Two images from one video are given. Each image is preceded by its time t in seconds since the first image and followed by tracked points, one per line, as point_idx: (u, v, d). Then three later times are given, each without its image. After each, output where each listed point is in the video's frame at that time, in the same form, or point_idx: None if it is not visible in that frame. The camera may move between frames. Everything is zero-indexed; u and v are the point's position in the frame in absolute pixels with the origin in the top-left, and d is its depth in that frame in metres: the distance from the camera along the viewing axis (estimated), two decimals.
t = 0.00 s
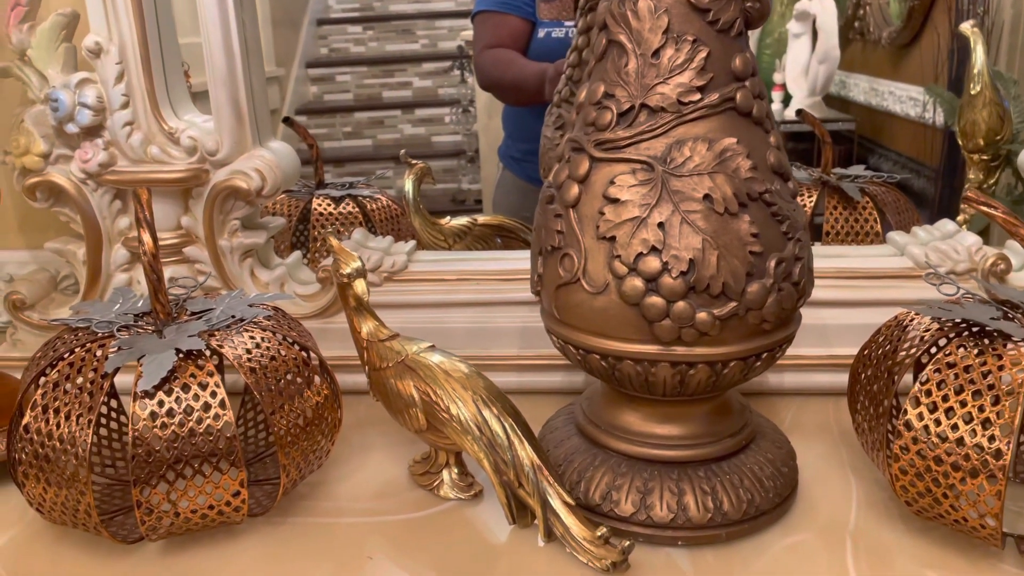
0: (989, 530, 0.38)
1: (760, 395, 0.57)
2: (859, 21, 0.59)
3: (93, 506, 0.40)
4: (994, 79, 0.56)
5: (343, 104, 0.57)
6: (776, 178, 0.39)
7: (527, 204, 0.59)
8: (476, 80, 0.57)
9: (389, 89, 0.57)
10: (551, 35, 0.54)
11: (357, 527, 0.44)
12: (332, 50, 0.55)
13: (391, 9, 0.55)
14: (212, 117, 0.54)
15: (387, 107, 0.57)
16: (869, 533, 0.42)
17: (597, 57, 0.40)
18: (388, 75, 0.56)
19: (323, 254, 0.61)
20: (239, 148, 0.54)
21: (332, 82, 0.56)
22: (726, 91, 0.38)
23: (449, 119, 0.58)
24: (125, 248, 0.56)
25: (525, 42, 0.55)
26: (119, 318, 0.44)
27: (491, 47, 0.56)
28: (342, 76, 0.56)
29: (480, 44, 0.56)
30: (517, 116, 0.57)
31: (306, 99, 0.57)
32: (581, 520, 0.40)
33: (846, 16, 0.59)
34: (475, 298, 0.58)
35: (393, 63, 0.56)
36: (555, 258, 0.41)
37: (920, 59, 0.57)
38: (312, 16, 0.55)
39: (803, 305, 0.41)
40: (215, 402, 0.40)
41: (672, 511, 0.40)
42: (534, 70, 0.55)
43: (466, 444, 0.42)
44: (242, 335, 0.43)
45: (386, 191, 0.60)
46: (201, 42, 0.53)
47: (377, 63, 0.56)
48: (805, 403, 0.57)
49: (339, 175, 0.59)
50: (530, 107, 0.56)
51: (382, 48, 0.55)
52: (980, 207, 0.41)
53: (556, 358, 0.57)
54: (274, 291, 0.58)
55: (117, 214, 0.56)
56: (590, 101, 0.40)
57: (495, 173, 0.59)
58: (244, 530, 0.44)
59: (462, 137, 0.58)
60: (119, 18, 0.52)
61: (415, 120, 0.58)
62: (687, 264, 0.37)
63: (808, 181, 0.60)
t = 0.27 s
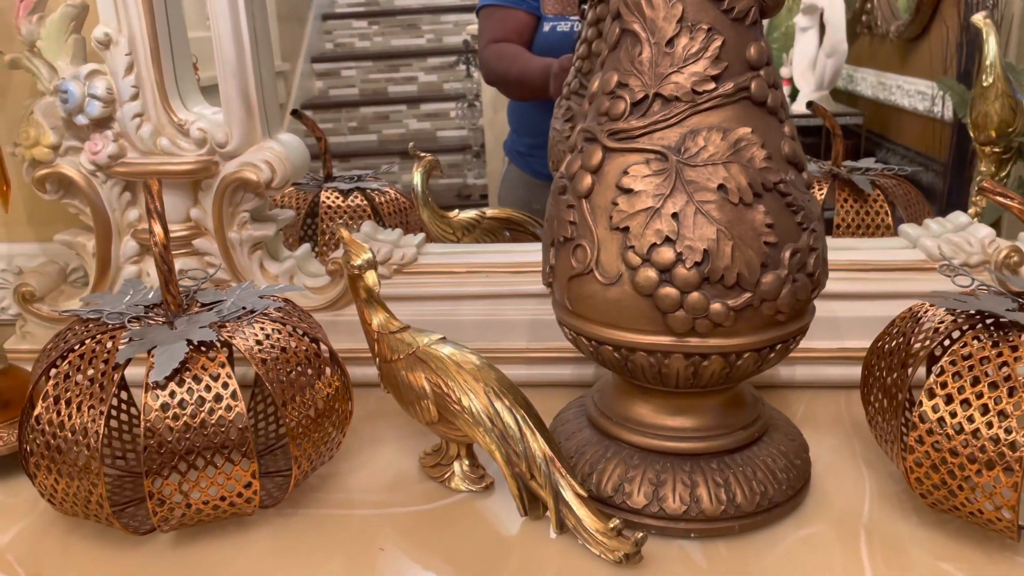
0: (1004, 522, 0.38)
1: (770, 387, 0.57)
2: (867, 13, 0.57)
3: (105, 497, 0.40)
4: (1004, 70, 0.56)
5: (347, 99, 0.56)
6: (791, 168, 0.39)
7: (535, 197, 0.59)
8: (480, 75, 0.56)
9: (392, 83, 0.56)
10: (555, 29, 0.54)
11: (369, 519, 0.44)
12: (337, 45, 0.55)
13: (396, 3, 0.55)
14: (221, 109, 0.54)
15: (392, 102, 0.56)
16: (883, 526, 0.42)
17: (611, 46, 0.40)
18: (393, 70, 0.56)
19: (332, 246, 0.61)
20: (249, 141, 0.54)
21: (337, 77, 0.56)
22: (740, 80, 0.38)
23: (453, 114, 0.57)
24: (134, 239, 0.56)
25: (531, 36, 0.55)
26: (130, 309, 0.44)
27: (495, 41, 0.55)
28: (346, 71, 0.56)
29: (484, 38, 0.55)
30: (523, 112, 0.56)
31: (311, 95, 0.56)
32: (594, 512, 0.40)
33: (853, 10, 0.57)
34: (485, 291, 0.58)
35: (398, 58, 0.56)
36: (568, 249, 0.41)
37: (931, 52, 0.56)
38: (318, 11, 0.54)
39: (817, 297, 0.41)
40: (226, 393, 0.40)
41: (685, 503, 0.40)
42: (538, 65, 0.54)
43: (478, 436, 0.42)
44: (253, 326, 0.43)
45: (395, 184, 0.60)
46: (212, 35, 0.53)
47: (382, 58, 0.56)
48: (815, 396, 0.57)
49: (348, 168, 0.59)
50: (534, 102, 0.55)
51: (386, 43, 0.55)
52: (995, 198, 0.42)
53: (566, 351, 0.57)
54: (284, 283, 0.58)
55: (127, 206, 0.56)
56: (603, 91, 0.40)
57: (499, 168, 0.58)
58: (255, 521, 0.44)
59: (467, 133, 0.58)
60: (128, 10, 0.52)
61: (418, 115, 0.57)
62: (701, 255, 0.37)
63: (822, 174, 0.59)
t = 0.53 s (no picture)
0: (1015, 515, 0.38)
1: (779, 381, 0.57)
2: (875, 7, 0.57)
3: (114, 488, 0.40)
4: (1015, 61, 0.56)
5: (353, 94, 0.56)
6: (801, 160, 0.39)
7: (542, 191, 0.59)
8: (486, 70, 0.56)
9: (399, 79, 0.56)
10: (561, 24, 0.54)
11: (376, 511, 0.44)
12: (342, 40, 0.55)
13: None
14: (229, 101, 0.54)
15: (397, 97, 0.56)
16: (893, 519, 0.42)
17: (620, 37, 0.40)
18: (399, 66, 0.56)
19: (339, 239, 0.61)
20: (256, 134, 0.54)
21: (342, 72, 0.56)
22: (750, 71, 0.38)
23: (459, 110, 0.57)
24: (143, 233, 0.56)
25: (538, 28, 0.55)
26: (139, 301, 0.44)
27: (502, 35, 0.55)
28: (351, 67, 0.55)
29: (490, 33, 0.55)
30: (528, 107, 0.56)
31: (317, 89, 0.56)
32: (602, 504, 0.40)
33: (860, 4, 0.57)
34: (492, 285, 0.58)
35: (403, 53, 0.56)
36: (576, 240, 0.41)
37: (938, 47, 0.56)
38: (323, 5, 0.54)
39: (827, 289, 0.40)
40: (235, 383, 0.40)
41: (694, 496, 0.40)
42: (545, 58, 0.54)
43: (486, 428, 0.42)
44: (261, 318, 0.43)
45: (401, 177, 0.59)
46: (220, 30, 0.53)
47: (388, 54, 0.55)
48: (824, 390, 0.57)
49: (354, 162, 0.59)
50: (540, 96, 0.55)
51: (391, 38, 0.55)
52: (1007, 189, 0.41)
53: (573, 344, 0.57)
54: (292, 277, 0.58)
55: (135, 198, 0.56)
56: (613, 82, 0.40)
57: (505, 163, 0.58)
58: (264, 513, 0.44)
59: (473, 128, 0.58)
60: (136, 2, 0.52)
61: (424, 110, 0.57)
62: (710, 246, 0.37)
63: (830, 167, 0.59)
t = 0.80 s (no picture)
0: None
1: (788, 375, 0.57)
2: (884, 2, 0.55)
3: (126, 480, 0.40)
4: None
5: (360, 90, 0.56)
6: (814, 152, 0.39)
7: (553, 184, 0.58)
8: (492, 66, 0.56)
9: (402, 74, 0.55)
10: (567, 19, 0.54)
11: (387, 504, 0.44)
12: (347, 36, 0.54)
13: None
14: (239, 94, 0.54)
15: (403, 93, 0.56)
16: (904, 513, 0.42)
17: (632, 28, 0.40)
18: (405, 61, 0.55)
19: (348, 233, 0.60)
20: (265, 127, 0.54)
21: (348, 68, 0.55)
22: (763, 62, 0.38)
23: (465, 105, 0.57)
24: (153, 226, 0.56)
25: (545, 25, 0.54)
26: (150, 293, 0.44)
27: (508, 31, 0.55)
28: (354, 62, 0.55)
29: (496, 28, 0.55)
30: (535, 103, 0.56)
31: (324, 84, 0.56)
32: (613, 496, 0.40)
33: None
34: (502, 278, 0.58)
35: (408, 49, 0.55)
36: (587, 233, 0.41)
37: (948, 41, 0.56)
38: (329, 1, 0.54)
39: (840, 282, 0.40)
40: (247, 375, 0.40)
41: (705, 489, 0.40)
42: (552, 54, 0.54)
43: (496, 421, 0.42)
44: (272, 311, 0.43)
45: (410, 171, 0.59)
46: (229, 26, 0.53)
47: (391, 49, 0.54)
48: (834, 384, 0.57)
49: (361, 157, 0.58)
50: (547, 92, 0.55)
51: (395, 33, 0.54)
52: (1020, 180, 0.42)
53: (583, 338, 0.57)
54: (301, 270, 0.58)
55: (145, 191, 0.56)
56: (624, 73, 0.40)
57: (512, 159, 0.58)
58: (274, 505, 0.44)
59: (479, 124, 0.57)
60: None
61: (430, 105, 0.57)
62: (723, 238, 0.37)
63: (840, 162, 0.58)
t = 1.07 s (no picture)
0: None
1: (800, 371, 0.57)
2: None
3: (142, 473, 0.41)
4: None
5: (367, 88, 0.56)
6: (828, 147, 0.39)
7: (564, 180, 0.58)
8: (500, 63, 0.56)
9: (411, 72, 0.56)
10: (575, 16, 0.54)
11: (400, 498, 0.44)
12: (355, 33, 0.55)
13: None
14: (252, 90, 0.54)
15: (410, 91, 0.56)
16: (918, 508, 0.42)
17: (646, 24, 0.40)
18: (412, 59, 0.55)
19: (359, 230, 0.60)
20: (278, 123, 0.54)
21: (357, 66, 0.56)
22: (778, 57, 0.38)
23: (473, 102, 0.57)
24: (165, 221, 0.57)
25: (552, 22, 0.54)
26: (165, 288, 0.44)
27: (517, 28, 0.55)
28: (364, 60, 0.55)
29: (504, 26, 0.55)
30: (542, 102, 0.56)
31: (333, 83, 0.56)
32: (627, 491, 0.40)
33: None
34: (513, 274, 0.58)
35: (416, 46, 0.55)
36: (601, 228, 0.41)
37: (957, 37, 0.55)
38: None
39: (854, 277, 0.40)
40: (262, 369, 0.40)
41: (719, 484, 0.40)
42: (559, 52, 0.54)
43: (509, 415, 0.42)
44: (286, 305, 0.43)
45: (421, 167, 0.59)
46: (239, 23, 0.53)
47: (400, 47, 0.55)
48: (845, 380, 0.57)
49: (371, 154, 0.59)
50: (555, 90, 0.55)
51: (405, 31, 0.55)
52: None
53: (594, 333, 0.57)
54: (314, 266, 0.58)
55: (158, 187, 0.57)
56: (639, 68, 0.40)
57: (519, 156, 0.58)
58: (288, 498, 0.44)
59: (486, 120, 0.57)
60: None
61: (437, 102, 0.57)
62: (738, 233, 0.37)
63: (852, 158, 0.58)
